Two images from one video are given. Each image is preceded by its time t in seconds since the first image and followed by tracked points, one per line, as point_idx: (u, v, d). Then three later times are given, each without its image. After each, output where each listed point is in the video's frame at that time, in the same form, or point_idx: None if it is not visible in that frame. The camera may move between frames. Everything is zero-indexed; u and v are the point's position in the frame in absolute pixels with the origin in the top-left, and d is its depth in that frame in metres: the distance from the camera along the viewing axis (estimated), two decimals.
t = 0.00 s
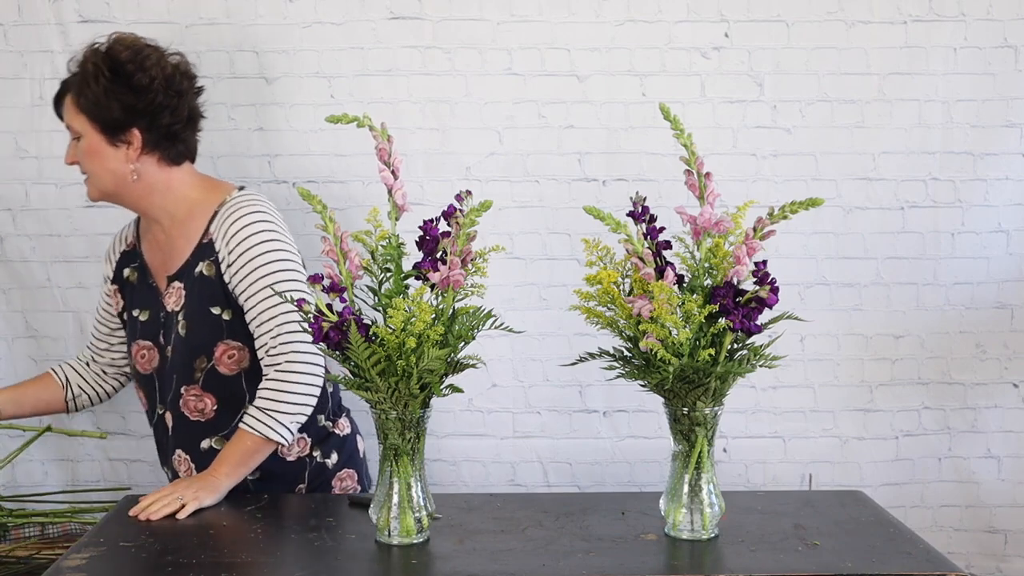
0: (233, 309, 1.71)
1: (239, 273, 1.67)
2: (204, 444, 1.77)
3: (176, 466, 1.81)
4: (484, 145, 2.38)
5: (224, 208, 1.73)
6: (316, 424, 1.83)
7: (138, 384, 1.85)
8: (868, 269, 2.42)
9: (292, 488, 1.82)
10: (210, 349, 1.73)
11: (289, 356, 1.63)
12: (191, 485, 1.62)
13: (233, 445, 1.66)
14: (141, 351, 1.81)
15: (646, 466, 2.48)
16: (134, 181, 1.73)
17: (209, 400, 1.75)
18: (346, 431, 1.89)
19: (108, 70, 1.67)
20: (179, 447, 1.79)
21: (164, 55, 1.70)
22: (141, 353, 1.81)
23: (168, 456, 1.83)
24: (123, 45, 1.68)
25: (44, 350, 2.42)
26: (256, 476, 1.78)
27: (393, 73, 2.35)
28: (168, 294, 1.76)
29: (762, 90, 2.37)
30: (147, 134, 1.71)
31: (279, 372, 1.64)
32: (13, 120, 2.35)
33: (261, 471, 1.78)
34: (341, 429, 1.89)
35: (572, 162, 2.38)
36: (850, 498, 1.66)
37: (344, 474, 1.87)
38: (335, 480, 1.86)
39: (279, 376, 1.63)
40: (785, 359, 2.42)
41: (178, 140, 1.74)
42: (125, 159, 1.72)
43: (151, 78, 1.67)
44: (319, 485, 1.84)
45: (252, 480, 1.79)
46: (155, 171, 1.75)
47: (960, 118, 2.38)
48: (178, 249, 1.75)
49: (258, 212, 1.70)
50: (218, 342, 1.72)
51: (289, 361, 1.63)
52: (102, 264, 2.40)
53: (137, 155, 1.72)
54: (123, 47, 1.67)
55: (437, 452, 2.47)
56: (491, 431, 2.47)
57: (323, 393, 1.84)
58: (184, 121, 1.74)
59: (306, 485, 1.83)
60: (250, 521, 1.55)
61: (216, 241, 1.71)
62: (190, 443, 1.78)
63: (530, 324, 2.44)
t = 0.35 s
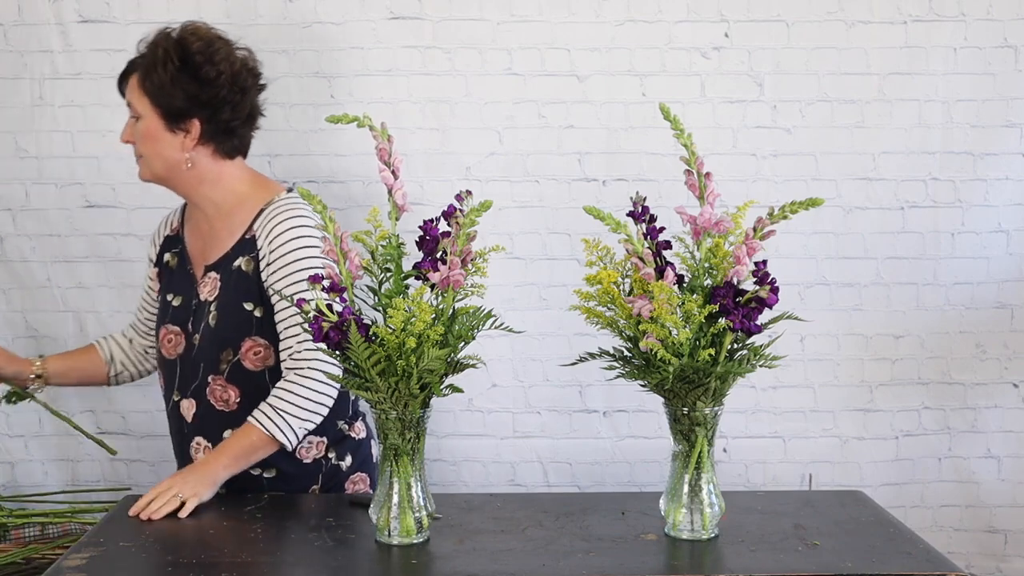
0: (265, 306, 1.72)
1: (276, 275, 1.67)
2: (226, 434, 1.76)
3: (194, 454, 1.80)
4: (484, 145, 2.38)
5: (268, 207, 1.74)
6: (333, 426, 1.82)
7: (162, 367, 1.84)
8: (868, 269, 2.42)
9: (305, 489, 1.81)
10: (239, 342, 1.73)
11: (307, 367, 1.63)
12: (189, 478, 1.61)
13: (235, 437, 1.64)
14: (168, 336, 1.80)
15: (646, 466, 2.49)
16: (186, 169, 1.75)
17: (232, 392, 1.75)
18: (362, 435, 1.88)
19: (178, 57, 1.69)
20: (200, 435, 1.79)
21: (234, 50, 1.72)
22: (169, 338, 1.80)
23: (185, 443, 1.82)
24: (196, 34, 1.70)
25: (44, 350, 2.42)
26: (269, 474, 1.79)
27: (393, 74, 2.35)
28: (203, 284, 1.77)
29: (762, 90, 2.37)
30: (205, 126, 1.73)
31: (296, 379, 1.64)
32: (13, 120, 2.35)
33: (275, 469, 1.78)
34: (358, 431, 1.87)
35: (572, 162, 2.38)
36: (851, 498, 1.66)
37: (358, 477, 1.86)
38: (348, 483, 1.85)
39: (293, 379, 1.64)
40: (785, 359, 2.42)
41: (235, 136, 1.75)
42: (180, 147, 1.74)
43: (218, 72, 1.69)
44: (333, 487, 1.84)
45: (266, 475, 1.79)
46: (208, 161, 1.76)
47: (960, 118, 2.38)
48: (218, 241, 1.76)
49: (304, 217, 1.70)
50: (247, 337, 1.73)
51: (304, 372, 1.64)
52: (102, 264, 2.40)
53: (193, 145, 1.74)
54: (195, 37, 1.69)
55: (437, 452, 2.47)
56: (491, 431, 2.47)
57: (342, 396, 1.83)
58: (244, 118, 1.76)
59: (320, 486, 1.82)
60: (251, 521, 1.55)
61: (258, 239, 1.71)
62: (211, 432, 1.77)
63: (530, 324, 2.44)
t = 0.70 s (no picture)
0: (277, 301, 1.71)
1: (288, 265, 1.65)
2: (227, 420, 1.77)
3: (198, 435, 1.81)
4: (484, 145, 2.38)
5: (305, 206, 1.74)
6: (334, 430, 1.79)
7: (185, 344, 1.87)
8: (868, 269, 2.42)
9: (299, 489, 1.79)
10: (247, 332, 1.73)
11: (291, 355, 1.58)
12: (141, 354, 1.66)
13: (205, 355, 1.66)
14: (191, 316, 1.84)
15: (646, 466, 2.49)
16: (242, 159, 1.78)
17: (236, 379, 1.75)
18: (365, 443, 1.84)
19: (261, 53, 1.73)
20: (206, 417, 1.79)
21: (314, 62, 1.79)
22: (191, 317, 1.84)
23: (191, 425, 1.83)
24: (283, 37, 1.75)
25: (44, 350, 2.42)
26: (264, 465, 1.77)
27: (393, 74, 2.35)
28: (229, 269, 1.78)
29: (762, 90, 2.37)
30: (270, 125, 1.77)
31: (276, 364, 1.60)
32: (13, 121, 2.35)
33: (269, 460, 1.77)
34: (362, 440, 1.84)
35: (572, 162, 2.38)
36: (851, 497, 1.66)
37: (356, 484, 1.83)
38: (346, 489, 1.82)
39: (272, 358, 1.60)
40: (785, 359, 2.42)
41: (294, 140, 1.80)
42: (243, 138, 1.77)
43: (298, 77, 1.75)
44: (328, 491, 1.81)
45: (262, 466, 1.77)
46: (262, 155, 1.80)
47: (960, 118, 2.38)
48: (252, 232, 1.77)
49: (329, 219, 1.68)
50: (257, 327, 1.73)
51: (283, 358, 1.59)
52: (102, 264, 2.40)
53: (255, 139, 1.77)
54: (283, 40, 1.75)
55: (437, 452, 2.47)
56: (491, 431, 2.47)
57: (347, 400, 1.80)
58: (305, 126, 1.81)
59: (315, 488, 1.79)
60: (251, 521, 1.55)
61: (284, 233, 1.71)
62: (215, 414, 1.78)
63: (530, 324, 2.44)
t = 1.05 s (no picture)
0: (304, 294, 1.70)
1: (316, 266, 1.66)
2: (247, 414, 1.77)
3: (220, 427, 1.81)
4: (484, 145, 2.38)
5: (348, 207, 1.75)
6: (352, 431, 1.78)
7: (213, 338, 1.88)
8: (868, 269, 2.42)
9: (313, 488, 1.77)
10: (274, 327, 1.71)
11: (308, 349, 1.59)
12: (173, 312, 1.67)
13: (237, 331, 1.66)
14: (221, 309, 1.85)
15: (646, 466, 2.49)
16: (290, 159, 1.79)
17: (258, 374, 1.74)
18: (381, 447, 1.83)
19: (312, 54, 1.75)
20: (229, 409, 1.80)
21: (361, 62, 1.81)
22: (223, 311, 1.85)
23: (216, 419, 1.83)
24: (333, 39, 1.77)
25: (45, 350, 2.42)
26: (280, 462, 1.76)
27: (393, 73, 2.35)
28: (262, 265, 1.78)
29: (762, 90, 2.37)
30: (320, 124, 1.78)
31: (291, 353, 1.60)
32: (13, 121, 2.35)
33: (286, 457, 1.76)
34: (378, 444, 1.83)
35: (572, 162, 2.38)
36: (852, 498, 1.66)
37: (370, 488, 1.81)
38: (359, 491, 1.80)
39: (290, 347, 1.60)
40: (785, 359, 2.42)
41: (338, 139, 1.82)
42: (293, 138, 1.78)
43: (347, 76, 1.77)
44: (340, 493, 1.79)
45: (278, 463, 1.76)
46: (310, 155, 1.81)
47: (960, 118, 2.38)
48: (292, 229, 1.78)
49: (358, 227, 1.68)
50: (281, 323, 1.71)
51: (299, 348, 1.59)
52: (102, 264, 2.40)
53: (304, 139, 1.78)
54: (330, 39, 1.76)
55: (437, 452, 2.47)
56: (491, 431, 2.47)
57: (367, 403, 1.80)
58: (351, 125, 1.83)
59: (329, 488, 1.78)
60: (251, 521, 1.55)
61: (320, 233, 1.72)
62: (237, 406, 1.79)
63: (530, 324, 2.44)
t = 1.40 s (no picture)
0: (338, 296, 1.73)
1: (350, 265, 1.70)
2: (279, 418, 1.77)
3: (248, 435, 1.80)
4: (484, 146, 2.38)
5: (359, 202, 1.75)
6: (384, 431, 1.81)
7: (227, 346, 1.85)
8: (868, 269, 2.42)
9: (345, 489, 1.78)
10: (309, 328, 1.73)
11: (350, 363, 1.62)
12: (206, 344, 1.64)
13: (272, 346, 1.63)
14: (235, 316, 1.82)
15: (646, 466, 2.49)
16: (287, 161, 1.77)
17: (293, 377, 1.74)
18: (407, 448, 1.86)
19: (278, 51, 1.72)
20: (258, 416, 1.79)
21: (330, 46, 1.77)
22: (235, 317, 1.83)
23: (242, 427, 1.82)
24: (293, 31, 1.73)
25: (45, 350, 2.42)
26: (314, 465, 1.76)
27: (393, 73, 2.35)
28: (281, 269, 1.78)
29: (762, 90, 2.37)
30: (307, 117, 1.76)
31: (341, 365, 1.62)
32: (13, 121, 2.35)
33: (320, 460, 1.76)
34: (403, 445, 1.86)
35: (572, 162, 2.38)
36: (853, 498, 1.66)
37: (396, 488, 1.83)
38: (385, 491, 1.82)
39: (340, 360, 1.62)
40: (785, 359, 2.43)
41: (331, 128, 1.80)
42: (284, 140, 1.76)
43: (319, 64, 1.73)
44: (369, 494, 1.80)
45: (310, 466, 1.76)
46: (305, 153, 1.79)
47: (960, 118, 2.38)
48: (309, 230, 1.78)
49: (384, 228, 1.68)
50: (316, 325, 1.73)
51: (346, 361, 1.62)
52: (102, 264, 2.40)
53: (294, 137, 1.77)
54: (292, 31, 1.73)
55: (437, 452, 2.48)
56: (491, 431, 2.47)
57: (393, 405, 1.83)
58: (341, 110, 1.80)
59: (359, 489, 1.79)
60: (252, 521, 1.55)
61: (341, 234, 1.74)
62: (267, 412, 1.78)
63: (530, 324, 2.44)
